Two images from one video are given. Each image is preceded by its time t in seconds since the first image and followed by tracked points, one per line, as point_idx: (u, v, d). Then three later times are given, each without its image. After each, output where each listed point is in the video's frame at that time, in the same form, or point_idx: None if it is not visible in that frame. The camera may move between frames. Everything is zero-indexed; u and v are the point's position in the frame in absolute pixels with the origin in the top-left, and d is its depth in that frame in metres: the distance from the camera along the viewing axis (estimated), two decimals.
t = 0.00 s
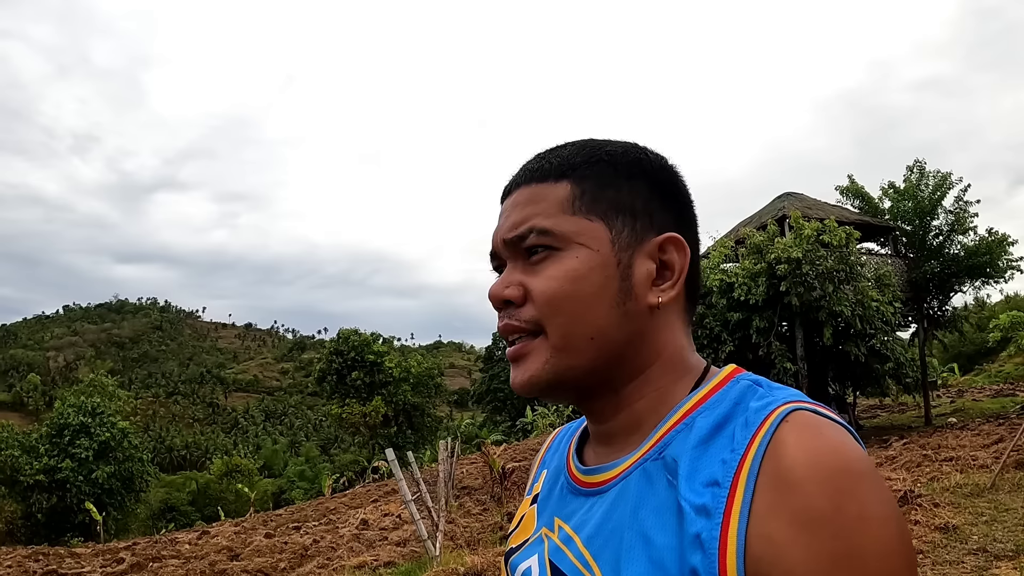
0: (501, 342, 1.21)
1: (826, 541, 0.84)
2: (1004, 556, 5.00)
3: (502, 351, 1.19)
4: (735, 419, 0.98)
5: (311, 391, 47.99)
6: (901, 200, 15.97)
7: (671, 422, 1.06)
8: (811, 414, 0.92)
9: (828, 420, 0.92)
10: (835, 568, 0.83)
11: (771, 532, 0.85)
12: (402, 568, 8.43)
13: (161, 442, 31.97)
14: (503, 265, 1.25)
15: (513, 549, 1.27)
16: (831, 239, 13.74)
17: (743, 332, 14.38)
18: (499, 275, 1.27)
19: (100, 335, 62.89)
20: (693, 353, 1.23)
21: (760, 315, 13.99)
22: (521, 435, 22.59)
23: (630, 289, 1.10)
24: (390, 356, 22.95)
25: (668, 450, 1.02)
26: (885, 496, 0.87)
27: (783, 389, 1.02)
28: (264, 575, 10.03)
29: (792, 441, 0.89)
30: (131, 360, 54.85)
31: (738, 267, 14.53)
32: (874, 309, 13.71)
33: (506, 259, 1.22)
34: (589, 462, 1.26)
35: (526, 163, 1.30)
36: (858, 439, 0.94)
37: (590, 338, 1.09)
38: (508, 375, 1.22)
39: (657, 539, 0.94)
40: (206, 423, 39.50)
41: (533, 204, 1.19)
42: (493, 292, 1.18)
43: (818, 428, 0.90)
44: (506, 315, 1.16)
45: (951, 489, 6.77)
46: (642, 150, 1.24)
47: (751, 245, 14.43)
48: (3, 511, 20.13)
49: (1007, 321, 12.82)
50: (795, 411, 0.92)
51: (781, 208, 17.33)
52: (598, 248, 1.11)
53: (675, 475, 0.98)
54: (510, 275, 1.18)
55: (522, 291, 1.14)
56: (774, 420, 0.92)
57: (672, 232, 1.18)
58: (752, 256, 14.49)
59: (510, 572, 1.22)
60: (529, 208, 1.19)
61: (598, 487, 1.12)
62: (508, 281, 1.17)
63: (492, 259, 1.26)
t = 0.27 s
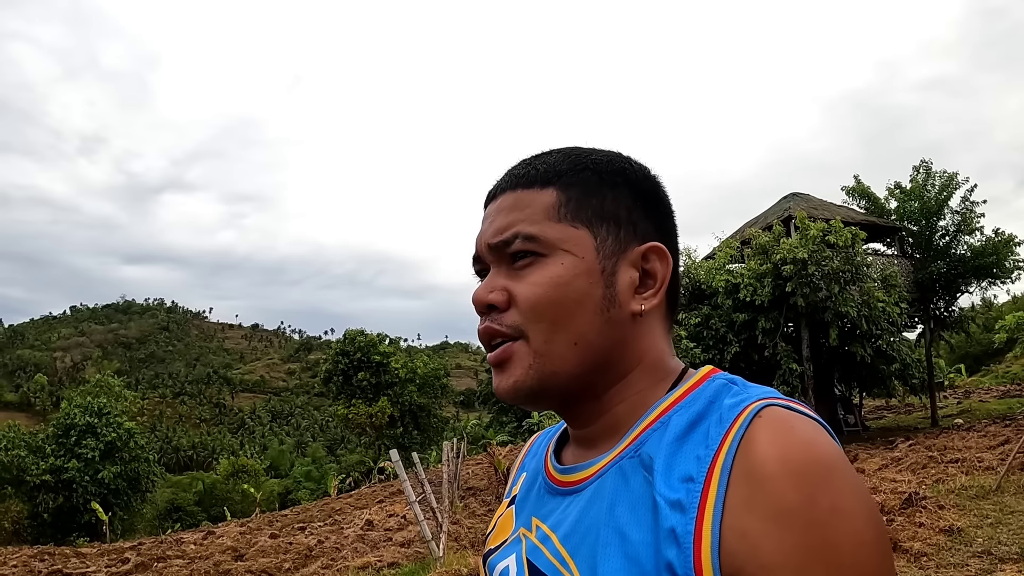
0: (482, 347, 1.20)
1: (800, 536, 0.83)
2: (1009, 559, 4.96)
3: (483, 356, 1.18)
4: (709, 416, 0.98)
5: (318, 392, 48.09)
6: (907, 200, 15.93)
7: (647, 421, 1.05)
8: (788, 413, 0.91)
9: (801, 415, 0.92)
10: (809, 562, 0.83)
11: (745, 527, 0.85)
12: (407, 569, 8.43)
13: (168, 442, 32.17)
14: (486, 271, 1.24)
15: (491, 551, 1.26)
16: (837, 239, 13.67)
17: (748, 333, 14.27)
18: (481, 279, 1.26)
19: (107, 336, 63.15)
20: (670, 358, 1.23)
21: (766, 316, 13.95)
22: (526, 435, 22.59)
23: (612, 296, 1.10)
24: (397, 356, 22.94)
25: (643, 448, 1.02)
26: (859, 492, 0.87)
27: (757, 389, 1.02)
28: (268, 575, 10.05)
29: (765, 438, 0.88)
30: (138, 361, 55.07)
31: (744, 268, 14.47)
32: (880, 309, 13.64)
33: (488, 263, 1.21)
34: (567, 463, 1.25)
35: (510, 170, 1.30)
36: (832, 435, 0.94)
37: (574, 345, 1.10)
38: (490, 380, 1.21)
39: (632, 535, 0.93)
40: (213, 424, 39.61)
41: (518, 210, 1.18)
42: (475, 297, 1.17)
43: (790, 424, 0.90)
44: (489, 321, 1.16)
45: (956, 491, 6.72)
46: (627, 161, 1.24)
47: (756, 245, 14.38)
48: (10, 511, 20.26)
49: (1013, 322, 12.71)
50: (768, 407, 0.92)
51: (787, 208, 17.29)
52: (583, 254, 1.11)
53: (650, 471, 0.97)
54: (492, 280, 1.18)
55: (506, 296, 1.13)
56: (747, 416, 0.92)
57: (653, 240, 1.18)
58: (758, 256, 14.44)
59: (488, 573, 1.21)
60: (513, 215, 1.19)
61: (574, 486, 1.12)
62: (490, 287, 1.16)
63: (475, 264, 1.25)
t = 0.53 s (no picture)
0: (484, 339, 1.21)
1: (796, 533, 0.86)
2: None
3: (487, 351, 1.19)
4: (706, 416, 1.00)
5: (336, 393, 48.38)
6: (925, 200, 15.80)
7: (645, 420, 1.08)
8: (784, 412, 0.94)
9: (796, 415, 0.94)
10: (806, 558, 0.85)
11: (744, 523, 0.87)
12: (423, 570, 8.49)
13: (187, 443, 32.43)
14: (490, 263, 1.25)
15: (483, 547, 1.28)
16: (854, 240, 13.57)
17: (765, 334, 14.23)
18: (484, 274, 1.27)
19: (126, 338, 63.87)
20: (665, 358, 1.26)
21: (783, 317, 13.85)
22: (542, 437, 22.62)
23: (620, 295, 1.12)
24: (414, 358, 23.03)
25: (641, 446, 1.04)
26: (854, 490, 0.90)
27: (753, 389, 1.05)
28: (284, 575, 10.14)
29: (762, 438, 0.91)
30: (158, 362, 55.68)
31: (760, 268, 14.40)
32: (898, 310, 13.53)
33: (493, 257, 1.22)
34: (559, 460, 1.28)
35: (516, 162, 1.30)
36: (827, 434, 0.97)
37: (581, 342, 1.11)
38: (491, 375, 1.22)
39: (629, 533, 0.96)
40: (231, 425, 39.97)
41: (527, 205, 1.18)
42: (481, 290, 1.18)
43: (786, 423, 0.92)
44: (495, 314, 1.16)
45: (972, 494, 6.66)
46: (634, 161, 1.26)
47: (773, 246, 14.32)
48: (30, 511, 20.58)
49: None
50: (765, 407, 0.94)
51: (804, 209, 17.20)
52: (594, 252, 1.13)
53: (648, 470, 1.00)
54: (499, 274, 1.18)
55: (513, 290, 1.14)
56: (745, 416, 0.94)
57: (657, 241, 1.21)
58: (775, 257, 14.38)
59: (481, 569, 1.23)
60: (522, 209, 1.19)
61: (568, 484, 1.14)
62: (497, 281, 1.17)
63: (478, 255, 1.25)
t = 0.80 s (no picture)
0: (474, 339, 1.20)
1: (769, 546, 0.88)
2: None
3: (479, 351, 1.18)
4: (682, 426, 1.02)
5: (361, 396, 48.78)
6: (950, 199, 15.56)
7: (621, 426, 1.09)
8: (763, 426, 0.96)
9: (773, 431, 0.96)
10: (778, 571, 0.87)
11: (720, 536, 0.88)
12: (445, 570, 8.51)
13: (213, 445, 32.98)
14: (484, 261, 1.23)
15: (455, 548, 1.29)
16: (878, 240, 13.40)
17: (789, 336, 14.15)
18: (475, 273, 1.26)
19: (154, 341, 64.88)
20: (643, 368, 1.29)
21: (807, 318, 13.69)
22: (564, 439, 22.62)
23: (617, 303, 1.14)
24: (438, 361, 23.10)
25: (616, 455, 1.06)
26: (827, 504, 0.92)
27: (729, 401, 1.07)
28: (305, 575, 10.21)
29: (740, 452, 0.92)
30: (185, 364, 56.52)
31: (784, 269, 14.28)
32: (923, 311, 13.33)
33: (491, 254, 1.21)
34: (532, 464, 1.29)
35: (519, 159, 1.28)
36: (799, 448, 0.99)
37: (580, 349, 1.12)
38: (478, 375, 1.21)
39: (604, 540, 0.97)
40: (257, 427, 40.44)
41: (534, 204, 1.18)
42: (478, 290, 1.17)
43: (764, 436, 0.94)
44: (492, 315, 1.16)
45: (995, 498, 6.55)
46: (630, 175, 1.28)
47: (797, 247, 14.20)
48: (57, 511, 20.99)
49: None
50: (743, 420, 0.96)
51: (827, 209, 17.01)
52: (598, 260, 1.14)
53: (623, 478, 1.01)
54: (497, 274, 1.18)
55: (514, 292, 1.14)
56: (721, 428, 0.96)
57: (648, 254, 1.23)
58: (798, 258, 14.25)
59: (452, 571, 1.24)
60: (528, 208, 1.18)
61: (542, 489, 1.15)
62: (497, 281, 1.16)
63: (473, 251, 1.24)
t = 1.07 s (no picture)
0: (435, 336, 1.21)
1: (716, 549, 0.89)
2: None
3: (440, 348, 1.19)
4: (633, 429, 1.03)
5: (387, 398, 49.07)
6: (975, 197, 15.29)
7: (573, 428, 1.11)
8: (711, 429, 0.97)
9: (720, 436, 0.97)
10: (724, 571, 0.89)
11: (667, 537, 0.90)
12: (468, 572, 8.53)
13: (240, 447, 33.46)
14: (446, 258, 1.24)
15: (405, 546, 1.30)
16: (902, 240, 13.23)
17: (813, 337, 13.93)
18: (435, 268, 1.27)
19: (181, 343, 65.86)
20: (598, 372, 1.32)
21: (831, 319, 13.53)
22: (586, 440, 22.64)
23: (578, 308, 1.16)
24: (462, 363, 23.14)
25: (567, 456, 1.07)
26: (772, 507, 0.94)
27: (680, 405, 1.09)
28: None
29: (690, 455, 0.93)
30: (212, 367, 57.31)
31: (807, 270, 14.15)
32: (948, 311, 13.13)
33: (454, 252, 1.21)
34: (483, 464, 1.31)
35: (487, 158, 1.29)
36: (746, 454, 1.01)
37: (540, 349, 1.14)
38: (436, 373, 1.22)
39: (554, 540, 0.98)
40: (283, 429, 40.87)
41: (501, 204, 1.19)
42: (441, 287, 1.18)
43: (711, 441, 0.96)
44: (454, 312, 1.16)
45: (1019, 502, 6.41)
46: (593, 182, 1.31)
47: (820, 247, 14.05)
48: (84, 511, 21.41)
49: None
50: (690, 425, 0.97)
51: (851, 209, 16.80)
52: (560, 264, 1.16)
53: (574, 480, 1.02)
54: (461, 271, 1.18)
55: (476, 290, 1.15)
56: (670, 432, 0.97)
57: (606, 261, 1.27)
58: (821, 259, 14.10)
59: (403, 569, 1.25)
60: (495, 208, 1.19)
61: (493, 489, 1.16)
62: (460, 279, 1.17)
63: (437, 247, 1.24)
